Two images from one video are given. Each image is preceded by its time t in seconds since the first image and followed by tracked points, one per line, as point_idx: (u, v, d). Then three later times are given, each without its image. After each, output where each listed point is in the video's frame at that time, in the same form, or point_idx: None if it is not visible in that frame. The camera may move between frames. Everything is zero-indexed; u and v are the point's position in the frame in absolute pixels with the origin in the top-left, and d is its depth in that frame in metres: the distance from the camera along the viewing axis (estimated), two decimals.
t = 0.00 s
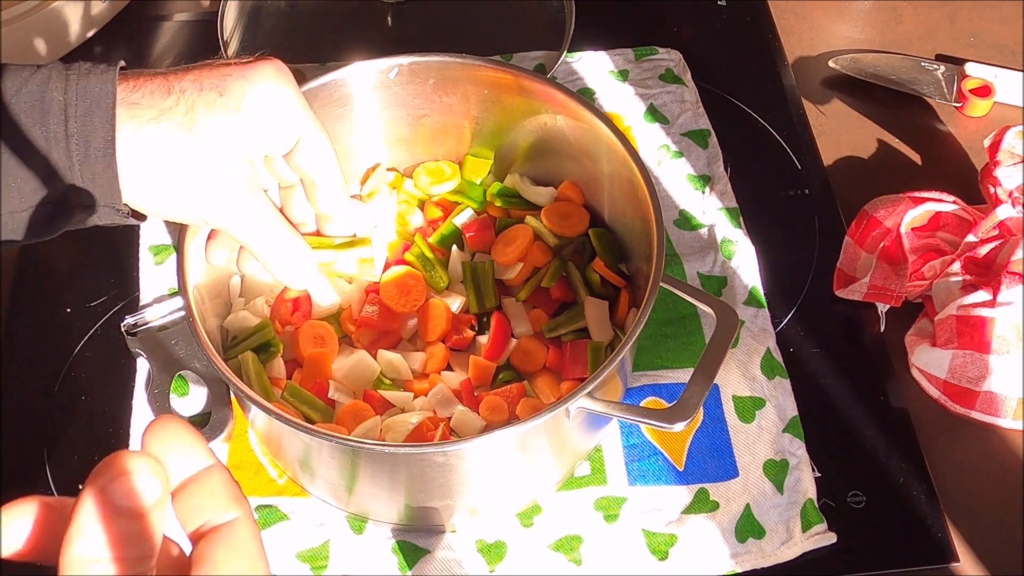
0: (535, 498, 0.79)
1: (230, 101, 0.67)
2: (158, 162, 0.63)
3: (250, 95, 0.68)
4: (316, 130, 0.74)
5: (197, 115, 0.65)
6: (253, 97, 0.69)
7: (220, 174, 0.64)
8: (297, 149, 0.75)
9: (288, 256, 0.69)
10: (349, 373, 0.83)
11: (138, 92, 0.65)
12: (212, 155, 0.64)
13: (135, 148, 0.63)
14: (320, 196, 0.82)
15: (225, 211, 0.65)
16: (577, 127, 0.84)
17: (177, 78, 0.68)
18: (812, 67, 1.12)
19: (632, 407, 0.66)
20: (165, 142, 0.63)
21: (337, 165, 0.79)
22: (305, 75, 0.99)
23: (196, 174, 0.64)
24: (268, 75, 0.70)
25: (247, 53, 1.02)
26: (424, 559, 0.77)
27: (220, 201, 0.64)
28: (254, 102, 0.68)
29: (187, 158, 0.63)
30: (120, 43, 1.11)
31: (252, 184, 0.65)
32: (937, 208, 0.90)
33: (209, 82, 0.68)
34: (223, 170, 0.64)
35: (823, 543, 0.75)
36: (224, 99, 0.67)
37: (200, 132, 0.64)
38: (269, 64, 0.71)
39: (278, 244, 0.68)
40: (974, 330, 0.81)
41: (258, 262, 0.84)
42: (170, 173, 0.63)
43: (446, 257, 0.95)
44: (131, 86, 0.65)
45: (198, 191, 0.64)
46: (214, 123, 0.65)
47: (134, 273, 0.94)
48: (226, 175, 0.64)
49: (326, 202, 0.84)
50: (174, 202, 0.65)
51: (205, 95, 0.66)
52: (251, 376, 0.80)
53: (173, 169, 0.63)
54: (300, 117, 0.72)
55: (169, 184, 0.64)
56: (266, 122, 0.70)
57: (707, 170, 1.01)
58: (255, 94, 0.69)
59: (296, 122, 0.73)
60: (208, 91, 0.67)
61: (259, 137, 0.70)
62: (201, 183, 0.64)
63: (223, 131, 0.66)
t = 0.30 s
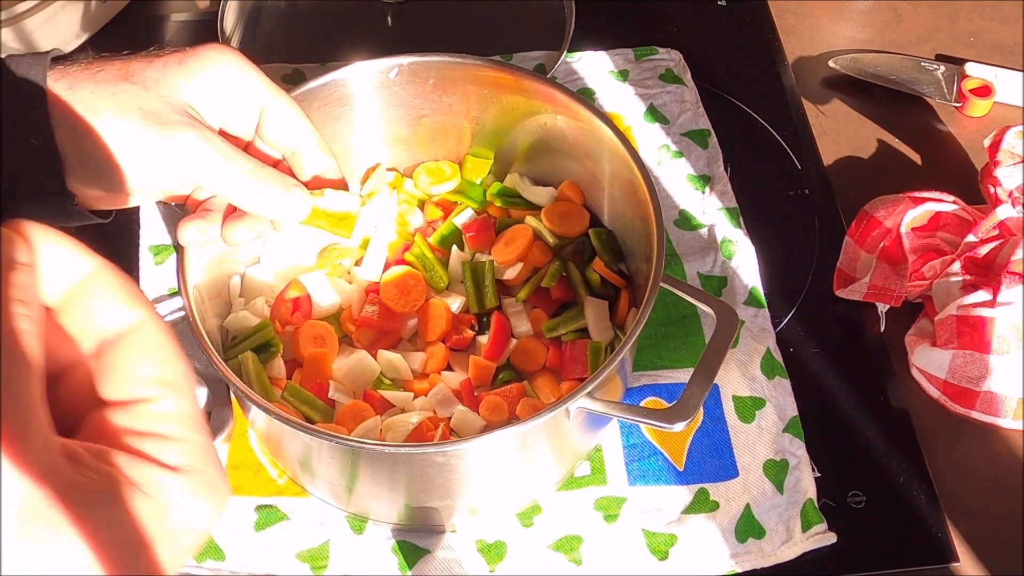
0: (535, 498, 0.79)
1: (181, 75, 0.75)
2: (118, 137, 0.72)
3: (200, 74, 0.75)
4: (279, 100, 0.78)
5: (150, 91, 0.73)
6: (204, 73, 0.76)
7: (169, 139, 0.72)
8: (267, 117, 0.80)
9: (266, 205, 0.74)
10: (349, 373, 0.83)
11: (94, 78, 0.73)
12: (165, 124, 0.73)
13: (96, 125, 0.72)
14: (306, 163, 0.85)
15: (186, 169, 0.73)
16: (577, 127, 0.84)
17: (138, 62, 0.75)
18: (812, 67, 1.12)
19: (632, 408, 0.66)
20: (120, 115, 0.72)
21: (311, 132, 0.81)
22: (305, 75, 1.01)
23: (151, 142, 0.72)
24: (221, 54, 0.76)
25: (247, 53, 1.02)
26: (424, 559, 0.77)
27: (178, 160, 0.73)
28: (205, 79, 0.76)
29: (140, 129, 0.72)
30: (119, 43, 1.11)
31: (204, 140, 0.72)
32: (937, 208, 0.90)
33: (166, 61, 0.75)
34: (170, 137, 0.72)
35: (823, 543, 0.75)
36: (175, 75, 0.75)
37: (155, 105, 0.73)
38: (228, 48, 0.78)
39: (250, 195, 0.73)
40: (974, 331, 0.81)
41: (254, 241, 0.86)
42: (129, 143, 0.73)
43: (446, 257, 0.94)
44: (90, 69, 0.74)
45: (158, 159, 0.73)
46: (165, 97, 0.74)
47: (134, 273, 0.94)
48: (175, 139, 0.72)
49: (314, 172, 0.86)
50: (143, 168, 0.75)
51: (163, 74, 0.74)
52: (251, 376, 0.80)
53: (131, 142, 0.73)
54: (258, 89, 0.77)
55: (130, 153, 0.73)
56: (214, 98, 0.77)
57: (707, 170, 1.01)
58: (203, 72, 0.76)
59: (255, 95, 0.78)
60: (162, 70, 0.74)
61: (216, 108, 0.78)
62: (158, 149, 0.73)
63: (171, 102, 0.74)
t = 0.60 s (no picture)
0: (535, 498, 0.79)
1: (170, 79, 0.67)
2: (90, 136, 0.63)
3: (195, 74, 0.68)
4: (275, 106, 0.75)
5: (136, 96, 0.64)
6: (193, 71, 0.68)
7: (159, 147, 0.65)
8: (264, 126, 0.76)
9: (256, 208, 0.70)
10: (349, 374, 0.83)
11: (68, 82, 0.64)
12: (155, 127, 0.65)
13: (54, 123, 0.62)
14: (299, 173, 0.82)
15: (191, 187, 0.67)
16: (577, 127, 0.84)
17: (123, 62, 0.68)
18: (812, 67, 1.12)
19: (632, 407, 0.66)
20: (104, 113, 0.63)
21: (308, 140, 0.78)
22: (306, 75, 1.01)
23: (142, 152, 0.65)
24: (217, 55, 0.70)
25: (247, 53, 1.02)
26: (424, 558, 0.77)
27: (166, 173, 0.66)
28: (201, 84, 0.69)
29: (131, 132, 0.64)
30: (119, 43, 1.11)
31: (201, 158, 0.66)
32: (937, 208, 0.90)
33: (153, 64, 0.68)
34: (160, 145, 0.65)
35: (823, 543, 0.76)
36: (168, 76, 0.67)
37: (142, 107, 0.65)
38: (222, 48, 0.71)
39: (243, 207, 0.69)
40: (974, 331, 0.81)
41: (249, 238, 0.87)
42: (115, 150, 0.64)
43: (445, 257, 0.94)
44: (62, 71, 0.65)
45: (144, 171, 0.66)
46: (159, 103, 0.66)
47: (134, 274, 0.94)
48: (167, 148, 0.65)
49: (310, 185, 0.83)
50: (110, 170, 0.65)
51: (145, 74, 0.66)
52: (251, 376, 0.80)
53: (119, 151, 0.64)
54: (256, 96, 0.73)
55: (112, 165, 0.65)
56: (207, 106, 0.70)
57: (707, 170, 1.01)
58: (199, 71, 0.69)
59: (252, 103, 0.73)
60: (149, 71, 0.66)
61: (215, 118, 0.72)
62: (148, 159, 0.65)
63: (162, 105, 0.66)
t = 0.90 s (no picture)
0: (535, 498, 0.79)
1: (252, 130, 0.68)
2: (184, 195, 0.65)
3: (276, 123, 0.69)
4: (358, 138, 0.74)
5: (222, 160, 0.66)
6: (274, 119, 0.69)
7: (247, 199, 0.67)
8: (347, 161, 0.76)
9: (342, 237, 0.71)
10: (349, 374, 0.83)
11: (164, 141, 0.65)
12: (243, 184, 0.66)
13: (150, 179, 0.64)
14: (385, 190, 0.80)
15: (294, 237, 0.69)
16: (578, 127, 0.84)
17: (208, 110, 0.69)
18: (812, 67, 1.12)
19: (631, 407, 0.66)
20: (195, 174, 0.65)
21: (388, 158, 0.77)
22: (306, 75, 1.00)
23: (233, 207, 0.66)
24: (296, 100, 0.70)
25: (247, 53, 1.02)
26: (424, 559, 0.77)
27: (254, 224, 0.67)
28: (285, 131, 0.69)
29: (222, 190, 0.66)
30: (119, 43, 1.11)
31: (283, 208, 0.67)
32: (937, 208, 0.90)
33: (235, 112, 0.68)
34: (247, 199, 0.67)
35: (823, 543, 0.76)
36: (248, 129, 0.68)
37: (228, 165, 0.66)
38: (299, 89, 0.72)
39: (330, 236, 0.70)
40: (974, 331, 0.81)
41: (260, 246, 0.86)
42: (210, 210, 0.66)
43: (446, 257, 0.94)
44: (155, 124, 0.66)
45: (233, 224, 0.67)
46: (244, 158, 0.67)
47: (134, 274, 0.94)
48: (253, 201, 0.67)
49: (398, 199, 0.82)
50: (205, 223, 0.67)
51: (229, 129, 0.67)
52: (252, 376, 0.80)
53: (211, 209, 0.66)
54: (339, 131, 0.73)
55: (206, 221, 0.67)
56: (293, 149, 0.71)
57: (707, 170, 1.01)
58: (280, 120, 0.69)
59: (335, 137, 0.73)
60: (229, 129, 0.67)
61: (298, 154, 0.72)
62: (240, 213, 0.67)
63: (249, 160, 0.67)
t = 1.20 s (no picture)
0: (535, 498, 0.79)
1: (326, 259, 0.58)
2: (241, 297, 0.56)
3: (344, 257, 0.58)
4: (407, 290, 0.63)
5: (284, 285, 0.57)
6: (345, 252, 0.58)
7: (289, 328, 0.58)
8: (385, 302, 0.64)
9: (330, 377, 0.63)
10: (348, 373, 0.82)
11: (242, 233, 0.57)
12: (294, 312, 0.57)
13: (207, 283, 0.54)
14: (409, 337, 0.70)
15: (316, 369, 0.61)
16: (578, 128, 0.84)
17: (285, 213, 0.59)
18: (812, 67, 1.12)
19: (632, 407, 0.66)
20: (254, 282, 0.56)
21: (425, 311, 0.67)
22: (306, 75, 1.01)
23: (272, 330, 0.58)
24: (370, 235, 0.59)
25: (247, 53, 1.02)
26: (424, 559, 0.77)
27: (284, 350, 0.59)
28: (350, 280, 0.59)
29: (269, 309, 0.57)
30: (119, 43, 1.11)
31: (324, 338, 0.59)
32: (937, 208, 0.90)
33: (310, 231, 0.58)
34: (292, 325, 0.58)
35: (823, 543, 0.76)
36: (313, 252, 0.57)
37: (288, 286, 0.57)
38: (377, 223, 0.61)
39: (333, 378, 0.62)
40: (974, 331, 0.81)
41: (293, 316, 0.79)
42: (249, 323, 0.57)
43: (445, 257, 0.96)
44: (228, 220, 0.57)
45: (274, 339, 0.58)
46: (305, 281, 0.57)
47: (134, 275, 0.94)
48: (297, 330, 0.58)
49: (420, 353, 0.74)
50: (244, 332, 0.58)
51: (300, 243, 0.57)
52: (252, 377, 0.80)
53: (260, 319, 0.57)
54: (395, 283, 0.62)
55: (241, 332, 0.58)
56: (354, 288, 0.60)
57: (707, 170, 1.01)
58: (351, 253, 0.58)
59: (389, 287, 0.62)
60: (300, 252, 0.57)
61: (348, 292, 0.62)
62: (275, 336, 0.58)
63: (303, 287, 0.57)
